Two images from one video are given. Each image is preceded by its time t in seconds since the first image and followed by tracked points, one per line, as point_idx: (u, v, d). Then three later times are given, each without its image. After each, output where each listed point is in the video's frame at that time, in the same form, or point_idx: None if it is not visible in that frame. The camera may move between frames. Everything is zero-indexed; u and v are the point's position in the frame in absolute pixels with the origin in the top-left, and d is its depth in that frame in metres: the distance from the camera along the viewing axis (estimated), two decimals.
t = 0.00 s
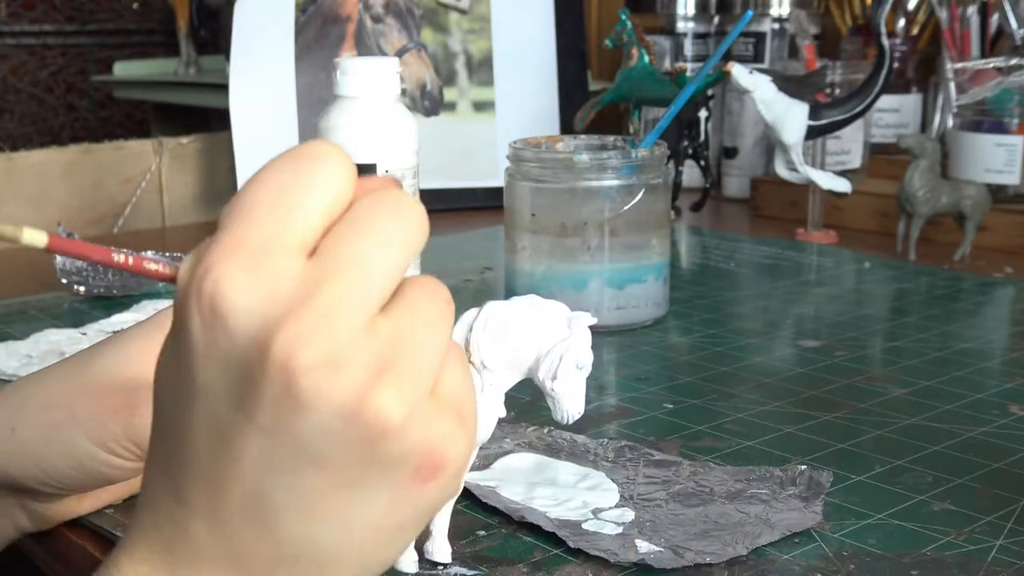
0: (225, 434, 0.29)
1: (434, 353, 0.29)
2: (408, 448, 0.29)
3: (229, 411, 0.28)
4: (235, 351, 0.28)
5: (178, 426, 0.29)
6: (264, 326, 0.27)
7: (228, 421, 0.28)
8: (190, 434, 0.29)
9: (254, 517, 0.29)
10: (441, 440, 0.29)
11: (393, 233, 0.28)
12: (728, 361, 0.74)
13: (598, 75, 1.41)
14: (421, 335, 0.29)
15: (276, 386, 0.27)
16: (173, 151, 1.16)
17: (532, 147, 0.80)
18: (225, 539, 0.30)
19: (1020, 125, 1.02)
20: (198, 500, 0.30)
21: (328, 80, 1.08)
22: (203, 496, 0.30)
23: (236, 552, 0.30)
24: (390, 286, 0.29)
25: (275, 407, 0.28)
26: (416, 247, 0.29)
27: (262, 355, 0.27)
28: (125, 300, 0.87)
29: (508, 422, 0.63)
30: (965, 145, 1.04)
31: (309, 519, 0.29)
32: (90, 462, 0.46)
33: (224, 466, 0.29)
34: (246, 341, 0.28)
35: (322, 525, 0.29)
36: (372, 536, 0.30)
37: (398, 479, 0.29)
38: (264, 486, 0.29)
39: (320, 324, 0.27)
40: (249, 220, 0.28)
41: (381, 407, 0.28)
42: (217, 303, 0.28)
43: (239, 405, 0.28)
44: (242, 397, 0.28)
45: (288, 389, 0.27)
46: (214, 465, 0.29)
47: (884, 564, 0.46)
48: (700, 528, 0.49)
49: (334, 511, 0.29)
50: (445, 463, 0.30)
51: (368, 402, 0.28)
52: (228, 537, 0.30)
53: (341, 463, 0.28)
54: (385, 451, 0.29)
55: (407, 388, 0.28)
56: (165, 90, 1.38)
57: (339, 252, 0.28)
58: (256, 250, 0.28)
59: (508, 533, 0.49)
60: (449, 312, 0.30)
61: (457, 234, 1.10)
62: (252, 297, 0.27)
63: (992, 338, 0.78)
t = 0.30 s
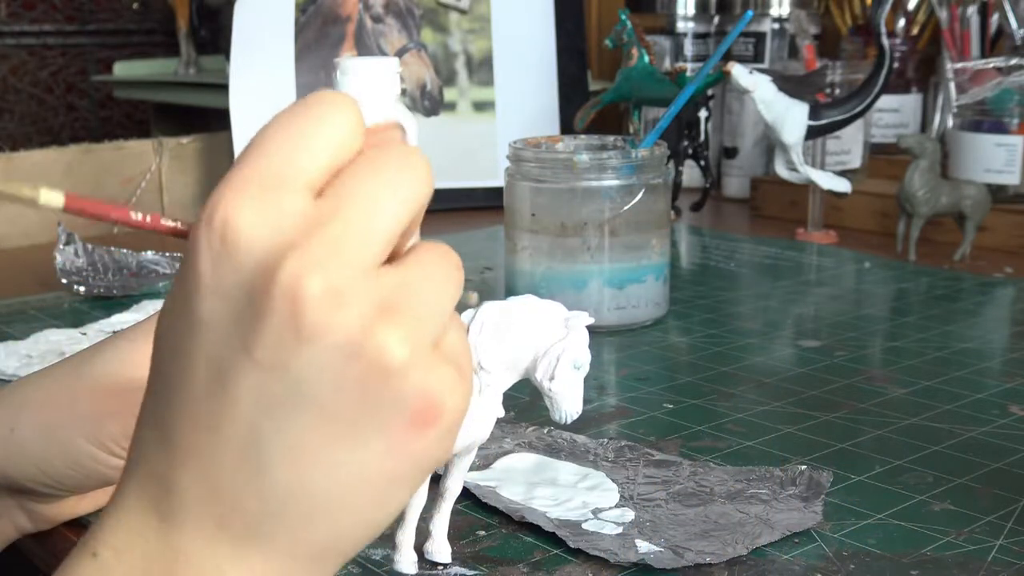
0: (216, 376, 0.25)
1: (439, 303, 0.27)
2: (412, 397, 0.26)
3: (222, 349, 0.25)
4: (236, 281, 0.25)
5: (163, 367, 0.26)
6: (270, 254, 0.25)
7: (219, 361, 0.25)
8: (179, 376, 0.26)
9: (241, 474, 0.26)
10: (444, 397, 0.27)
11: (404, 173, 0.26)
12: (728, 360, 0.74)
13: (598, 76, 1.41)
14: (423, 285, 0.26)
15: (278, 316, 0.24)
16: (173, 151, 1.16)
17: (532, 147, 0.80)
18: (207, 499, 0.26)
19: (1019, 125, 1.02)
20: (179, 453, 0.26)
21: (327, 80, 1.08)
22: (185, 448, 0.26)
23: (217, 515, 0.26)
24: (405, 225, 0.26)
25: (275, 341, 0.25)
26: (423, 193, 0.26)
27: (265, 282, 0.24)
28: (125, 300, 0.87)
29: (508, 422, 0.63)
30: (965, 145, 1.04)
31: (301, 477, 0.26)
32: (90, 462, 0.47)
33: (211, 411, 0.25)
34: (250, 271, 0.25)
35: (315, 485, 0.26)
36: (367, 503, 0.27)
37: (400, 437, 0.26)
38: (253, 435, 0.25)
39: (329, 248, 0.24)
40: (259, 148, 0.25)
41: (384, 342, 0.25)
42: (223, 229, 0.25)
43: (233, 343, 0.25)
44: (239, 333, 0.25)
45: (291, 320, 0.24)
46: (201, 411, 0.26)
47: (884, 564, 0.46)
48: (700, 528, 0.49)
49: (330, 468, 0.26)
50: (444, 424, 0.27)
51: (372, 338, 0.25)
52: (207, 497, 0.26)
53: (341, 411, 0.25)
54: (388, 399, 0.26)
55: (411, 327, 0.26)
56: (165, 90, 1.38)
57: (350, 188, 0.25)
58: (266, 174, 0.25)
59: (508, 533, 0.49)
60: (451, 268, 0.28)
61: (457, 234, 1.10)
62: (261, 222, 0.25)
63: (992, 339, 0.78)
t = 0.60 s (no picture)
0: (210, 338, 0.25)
1: (442, 279, 0.27)
2: (410, 366, 0.25)
3: (218, 309, 0.25)
4: (236, 241, 0.25)
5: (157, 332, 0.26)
6: (271, 213, 0.24)
7: (213, 321, 0.25)
8: (173, 340, 0.25)
9: (230, 441, 0.25)
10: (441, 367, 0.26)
11: (415, 149, 0.26)
12: (728, 361, 0.74)
13: (598, 76, 1.41)
14: (423, 260, 0.26)
15: (276, 273, 0.24)
16: (173, 151, 1.16)
17: (532, 147, 0.80)
18: (196, 467, 0.26)
19: (1019, 125, 1.02)
20: (169, 420, 0.26)
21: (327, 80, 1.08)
22: (176, 410, 0.25)
23: (207, 478, 0.26)
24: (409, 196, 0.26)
25: (272, 300, 0.24)
26: (431, 173, 0.26)
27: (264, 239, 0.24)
28: (125, 300, 0.87)
29: (508, 422, 0.63)
30: (965, 145, 1.04)
31: (293, 446, 0.25)
32: (87, 463, 0.46)
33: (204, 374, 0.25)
34: (249, 230, 0.24)
35: (307, 455, 0.25)
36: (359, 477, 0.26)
37: (395, 409, 0.25)
38: (248, 395, 0.25)
39: (330, 207, 0.24)
40: (267, 121, 0.26)
41: (381, 304, 0.25)
42: (224, 188, 0.25)
43: (229, 303, 0.25)
44: (236, 294, 0.25)
45: (290, 277, 0.24)
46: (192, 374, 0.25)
47: (884, 564, 0.46)
48: (700, 528, 0.49)
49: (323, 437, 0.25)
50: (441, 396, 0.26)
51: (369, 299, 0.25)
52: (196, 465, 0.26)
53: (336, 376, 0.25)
54: (384, 366, 0.25)
55: (410, 295, 0.26)
56: (165, 90, 1.38)
57: (354, 152, 0.25)
58: (272, 142, 0.25)
59: (508, 533, 0.49)
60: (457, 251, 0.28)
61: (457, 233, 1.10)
62: (264, 182, 0.25)
63: (992, 339, 0.78)
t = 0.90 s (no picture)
0: (186, 312, 0.25)
1: (420, 264, 0.26)
2: (383, 346, 0.25)
3: (196, 284, 0.25)
4: (214, 215, 0.25)
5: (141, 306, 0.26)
6: (248, 190, 0.25)
7: (191, 295, 0.25)
8: (154, 315, 0.25)
9: (204, 417, 0.25)
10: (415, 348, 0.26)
11: (396, 132, 0.26)
12: (727, 360, 0.74)
13: (598, 76, 1.41)
14: (402, 243, 0.26)
15: (251, 246, 0.24)
16: (173, 151, 1.16)
17: (532, 147, 0.80)
18: (172, 444, 0.26)
19: (1019, 125, 1.02)
20: (147, 396, 0.26)
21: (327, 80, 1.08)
22: (155, 387, 0.25)
23: (183, 455, 0.26)
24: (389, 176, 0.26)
25: (247, 272, 0.24)
26: (414, 157, 0.26)
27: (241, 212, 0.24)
28: (125, 300, 0.87)
29: (508, 422, 0.63)
30: (965, 145, 1.04)
31: (266, 422, 0.25)
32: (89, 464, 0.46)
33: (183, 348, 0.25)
34: (227, 205, 0.25)
35: (281, 430, 0.25)
36: (332, 456, 0.25)
37: (369, 387, 0.25)
38: (222, 370, 0.25)
39: (306, 181, 0.24)
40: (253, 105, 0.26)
41: (355, 282, 0.25)
42: (205, 166, 0.25)
43: (207, 277, 0.25)
44: (213, 269, 0.25)
45: (264, 250, 0.24)
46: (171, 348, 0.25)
47: (884, 564, 0.46)
48: (700, 528, 0.49)
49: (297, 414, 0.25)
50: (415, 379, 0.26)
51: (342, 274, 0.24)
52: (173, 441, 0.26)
53: (308, 351, 0.25)
54: (356, 342, 0.25)
55: (386, 274, 0.25)
56: (165, 90, 1.38)
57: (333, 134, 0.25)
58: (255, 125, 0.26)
59: (508, 533, 0.49)
60: (443, 238, 0.27)
61: (457, 233, 1.10)
62: (243, 159, 0.25)
63: (992, 339, 0.78)
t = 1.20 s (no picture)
0: (183, 312, 0.25)
1: (418, 263, 0.26)
2: (379, 344, 0.25)
3: (194, 284, 0.25)
4: (213, 217, 0.25)
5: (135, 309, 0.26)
6: (246, 191, 0.24)
7: (190, 299, 0.25)
8: (150, 315, 0.25)
9: (201, 417, 0.25)
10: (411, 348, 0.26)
11: (394, 129, 0.26)
12: (727, 360, 0.74)
13: (598, 75, 1.41)
14: (400, 242, 0.26)
15: (252, 250, 0.24)
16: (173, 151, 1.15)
17: (532, 147, 0.80)
18: (168, 445, 0.25)
19: (1019, 125, 1.02)
20: (145, 402, 0.25)
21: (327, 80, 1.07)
22: (151, 386, 0.25)
23: (179, 456, 0.26)
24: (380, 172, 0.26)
25: (245, 277, 0.24)
26: (411, 154, 0.26)
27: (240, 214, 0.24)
28: (125, 300, 0.87)
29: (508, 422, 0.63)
30: (965, 145, 1.04)
31: (264, 424, 0.25)
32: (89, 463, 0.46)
33: (177, 350, 0.25)
34: (225, 207, 0.25)
35: (281, 434, 0.25)
36: (330, 455, 0.26)
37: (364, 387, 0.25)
38: (218, 372, 0.25)
39: (306, 184, 0.24)
40: (247, 103, 0.26)
41: (354, 284, 0.25)
42: (203, 167, 0.25)
43: (206, 281, 0.25)
44: (210, 270, 0.24)
45: (263, 255, 0.24)
46: (168, 352, 0.25)
47: (883, 564, 0.46)
48: (700, 528, 0.49)
49: (294, 413, 0.25)
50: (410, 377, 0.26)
51: (336, 272, 0.24)
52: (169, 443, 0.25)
53: (305, 353, 0.25)
54: (352, 343, 0.25)
55: (385, 276, 0.25)
56: (165, 90, 1.38)
57: (332, 134, 0.25)
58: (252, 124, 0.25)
59: (508, 533, 0.49)
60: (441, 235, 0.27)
61: (457, 233, 1.10)
62: (241, 159, 0.25)
63: (992, 339, 0.78)
